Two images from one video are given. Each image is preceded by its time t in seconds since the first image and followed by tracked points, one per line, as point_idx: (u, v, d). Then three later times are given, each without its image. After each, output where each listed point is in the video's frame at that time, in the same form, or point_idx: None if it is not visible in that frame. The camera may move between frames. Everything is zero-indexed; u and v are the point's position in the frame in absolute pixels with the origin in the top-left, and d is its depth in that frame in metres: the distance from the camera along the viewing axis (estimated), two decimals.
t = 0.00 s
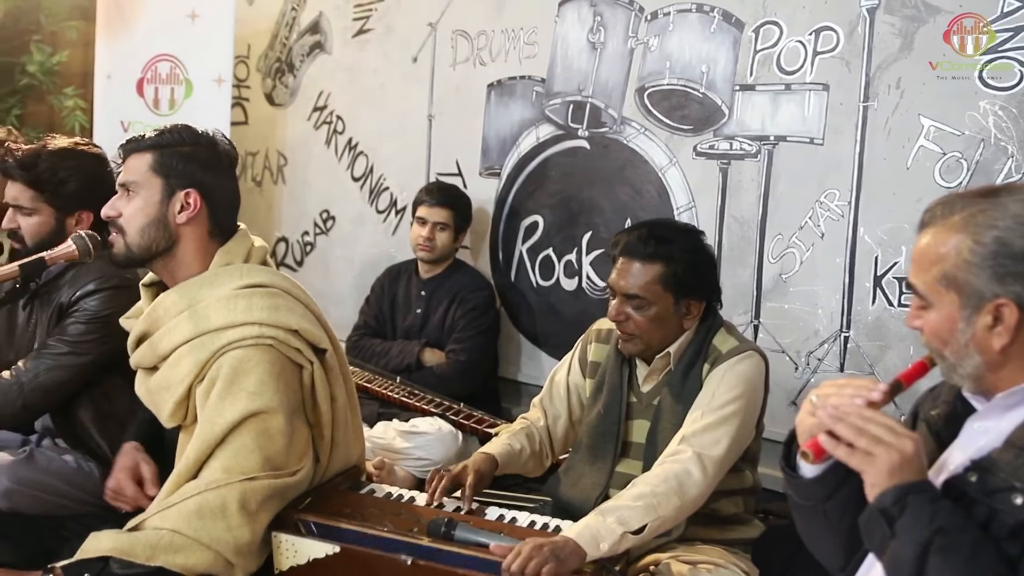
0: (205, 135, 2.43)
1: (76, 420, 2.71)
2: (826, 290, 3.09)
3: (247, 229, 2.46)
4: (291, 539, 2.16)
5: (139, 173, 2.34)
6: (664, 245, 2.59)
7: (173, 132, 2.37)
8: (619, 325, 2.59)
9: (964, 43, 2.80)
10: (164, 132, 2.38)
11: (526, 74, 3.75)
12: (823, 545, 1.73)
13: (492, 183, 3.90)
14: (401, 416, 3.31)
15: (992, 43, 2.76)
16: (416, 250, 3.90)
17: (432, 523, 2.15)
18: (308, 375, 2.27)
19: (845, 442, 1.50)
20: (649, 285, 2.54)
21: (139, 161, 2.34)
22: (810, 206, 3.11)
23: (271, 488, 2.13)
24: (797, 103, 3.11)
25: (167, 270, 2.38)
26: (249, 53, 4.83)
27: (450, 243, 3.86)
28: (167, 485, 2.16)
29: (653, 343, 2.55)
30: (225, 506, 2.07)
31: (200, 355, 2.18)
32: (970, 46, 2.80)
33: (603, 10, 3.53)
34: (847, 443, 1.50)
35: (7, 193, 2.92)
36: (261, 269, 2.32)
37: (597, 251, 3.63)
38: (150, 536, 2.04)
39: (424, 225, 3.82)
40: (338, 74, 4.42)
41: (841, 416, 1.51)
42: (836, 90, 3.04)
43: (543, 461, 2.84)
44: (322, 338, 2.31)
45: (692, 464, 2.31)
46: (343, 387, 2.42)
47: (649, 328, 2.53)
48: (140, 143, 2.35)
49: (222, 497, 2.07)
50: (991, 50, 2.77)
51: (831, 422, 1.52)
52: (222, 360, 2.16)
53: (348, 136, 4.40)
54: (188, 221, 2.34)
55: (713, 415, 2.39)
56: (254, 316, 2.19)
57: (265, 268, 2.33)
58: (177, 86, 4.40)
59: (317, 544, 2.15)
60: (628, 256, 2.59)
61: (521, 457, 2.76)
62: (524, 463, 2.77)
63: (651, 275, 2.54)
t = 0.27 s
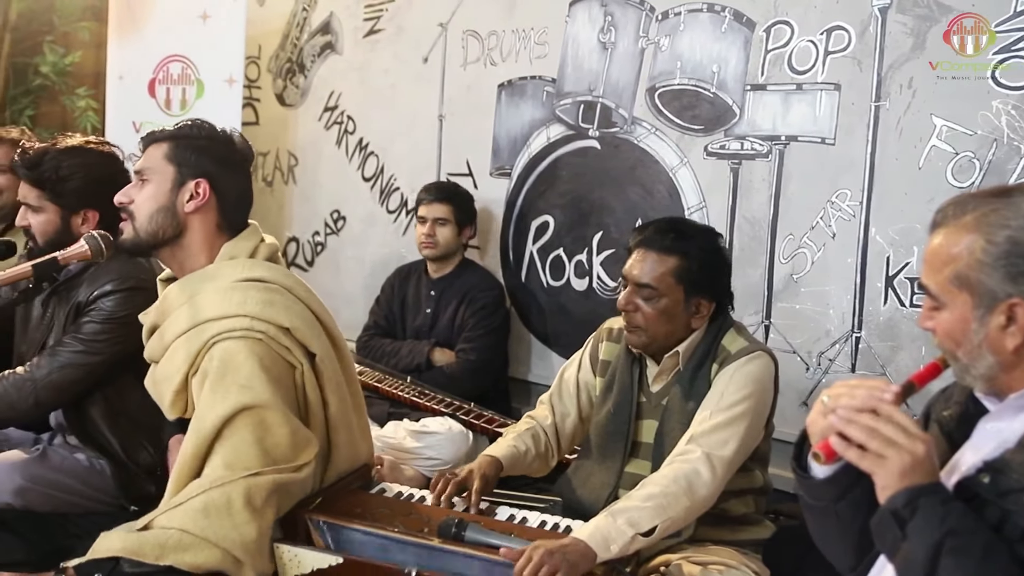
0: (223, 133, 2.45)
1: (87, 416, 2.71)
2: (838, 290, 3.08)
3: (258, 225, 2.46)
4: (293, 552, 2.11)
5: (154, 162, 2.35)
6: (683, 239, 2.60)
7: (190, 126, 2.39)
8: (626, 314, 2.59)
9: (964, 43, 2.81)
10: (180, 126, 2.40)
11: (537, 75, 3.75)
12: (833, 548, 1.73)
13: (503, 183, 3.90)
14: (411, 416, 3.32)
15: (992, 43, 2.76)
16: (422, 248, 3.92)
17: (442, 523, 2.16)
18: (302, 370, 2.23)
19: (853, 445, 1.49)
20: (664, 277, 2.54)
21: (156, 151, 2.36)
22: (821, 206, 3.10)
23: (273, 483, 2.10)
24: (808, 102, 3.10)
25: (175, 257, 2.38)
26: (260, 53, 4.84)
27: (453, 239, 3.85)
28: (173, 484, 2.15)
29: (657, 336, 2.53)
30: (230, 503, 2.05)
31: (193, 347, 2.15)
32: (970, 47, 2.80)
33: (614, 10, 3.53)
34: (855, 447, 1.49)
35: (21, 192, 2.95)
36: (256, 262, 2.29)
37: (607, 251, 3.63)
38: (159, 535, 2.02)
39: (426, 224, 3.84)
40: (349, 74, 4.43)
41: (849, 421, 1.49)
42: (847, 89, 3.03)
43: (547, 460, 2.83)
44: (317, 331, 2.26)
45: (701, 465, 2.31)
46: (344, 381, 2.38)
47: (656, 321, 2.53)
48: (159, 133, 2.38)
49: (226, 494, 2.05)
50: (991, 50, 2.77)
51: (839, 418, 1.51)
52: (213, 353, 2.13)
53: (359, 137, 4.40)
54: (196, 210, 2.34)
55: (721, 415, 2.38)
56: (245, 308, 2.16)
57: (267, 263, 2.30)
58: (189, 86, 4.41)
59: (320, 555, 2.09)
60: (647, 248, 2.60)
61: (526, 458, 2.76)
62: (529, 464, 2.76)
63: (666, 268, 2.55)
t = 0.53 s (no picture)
0: (241, 135, 2.45)
1: (102, 416, 2.75)
2: (850, 290, 3.07)
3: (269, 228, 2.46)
4: (326, 525, 2.18)
5: (172, 163, 2.35)
6: (683, 247, 2.57)
7: (209, 128, 2.39)
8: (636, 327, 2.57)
9: (964, 43, 2.82)
10: (198, 128, 2.39)
11: (548, 75, 3.75)
12: (847, 550, 1.72)
13: (514, 183, 3.90)
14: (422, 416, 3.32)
15: (992, 43, 2.77)
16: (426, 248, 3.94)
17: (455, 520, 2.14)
18: (316, 374, 2.23)
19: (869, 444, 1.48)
20: (667, 287, 2.52)
21: (174, 151, 2.36)
22: (834, 206, 3.09)
23: (289, 486, 2.11)
24: (820, 102, 3.09)
25: (185, 258, 2.38)
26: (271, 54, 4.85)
27: (452, 236, 3.82)
28: (187, 485, 2.15)
29: (668, 345, 2.53)
30: (245, 505, 2.05)
31: (206, 351, 2.16)
32: (970, 47, 2.81)
33: (625, 10, 3.53)
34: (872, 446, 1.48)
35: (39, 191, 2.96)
36: (270, 266, 2.29)
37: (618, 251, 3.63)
38: (174, 535, 2.04)
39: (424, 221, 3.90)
40: (360, 75, 4.43)
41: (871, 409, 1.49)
42: (859, 89, 3.02)
43: (565, 461, 2.83)
44: (331, 335, 2.27)
45: (717, 462, 2.31)
46: (357, 386, 2.38)
47: (665, 331, 2.52)
48: (177, 133, 2.38)
49: (241, 496, 2.05)
50: (992, 50, 2.78)
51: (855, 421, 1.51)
52: (227, 357, 2.14)
53: (370, 137, 4.41)
54: (209, 215, 2.34)
55: (736, 412, 2.38)
56: (260, 312, 2.17)
57: (278, 266, 2.30)
58: (200, 87, 4.42)
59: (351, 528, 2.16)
60: (648, 258, 2.58)
61: (544, 459, 2.76)
62: (547, 465, 2.76)
63: (668, 279, 2.52)
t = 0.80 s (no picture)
0: (258, 140, 2.46)
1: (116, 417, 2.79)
2: (863, 290, 3.06)
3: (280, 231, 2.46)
4: (316, 553, 2.10)
5: (184, 169, 2.35)
6: (701, 244, 2.56)
7: (224, 133, 2.40)
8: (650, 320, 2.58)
9: (965, 43, 2.83)
10: (212, 134, 2.40)
11: (560, 75, 3.74)
12: (858, 552, 1.72)
13: (526, 183, 3.90)
14: (433, 416, 3.32)
15: (992, 43, 2.78)
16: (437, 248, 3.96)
17: (465, 523, 2.14)
18: (334, 377, 2.24)
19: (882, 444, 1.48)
20: (683, 282, 2.52)
21: (187, 157, 2.37)
22: (847, 206, 3.08)
23: (304, 490, 2.11)
24: (833, 102, 3.08)
25: (198, 264, 2.39)
26: (284, 54, 4.86)
27: (461, 236, 3.83)
28: (203, 486, 2.16)
29: (681, 339, 2.52)
30: (260, 507, 2.06)
31: (227, 355, 2.16)
32: (970, 47, 2.82)
33: (637, 10, 3.52)
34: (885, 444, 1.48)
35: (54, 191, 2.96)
36: (287, 270, 2.30)
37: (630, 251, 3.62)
38: (187, 533, 2.04)
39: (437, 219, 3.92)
40: (372, 75, 4.44)
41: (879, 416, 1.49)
42: (872, 89, 3.01)
43: (572, 464, 2.81)
44: (349, 339, 2.28)
45: (725, 466, 2.30)
46: (373, 388, 2.39)
47: (679, 326, 2.51)
48: (191, 139, 2.38)
49: (256, 499, 2.06)
50: (992, 50, 2.79)
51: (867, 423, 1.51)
52: (247, 361, 2.14)
53: (382, 137, 4.41)
54: (224, 222, 2.34)
55: (746, 415, 2.37)
56: (280, 317, 2.17)
57: (293, 269, 2.32)
58: (213, 87, 4.44)
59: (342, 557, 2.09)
60: (666, 252, 2.57)
61: (549, 463, 2.74)
62: (552, 469, 2.75)
63: (685, 274, 2.53)
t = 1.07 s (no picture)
0: (264, 141, 2.44)
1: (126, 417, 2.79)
2: (874, 290, 3.05)
3: (289, 230, 2.47)
4: (333, 534, 2.20)
5: (190, 172, 2.36)
6: (707, 245, 2.54)
7: (229, 135, 2.39)
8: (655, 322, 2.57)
9: (964, 43, 2.84)
10: (217, 136, 2.39)
11: (570, 75, 3.74)
12: (871, 555, 1.70)
13: (536, 183, 3.90)
14: (443, 416, 3.33)
15: (991, 42, 2.79)
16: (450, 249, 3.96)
17: (477, 521, 2.13)
18: (345, 377, 2.25)
19: (895, 449, 1.46)
20: (688, 283, 2.51)
21: (193, 160, 2.37)
22: (858, 206, 3.07)
23: (315, 490, 2.12)
24: (844, 102, 3.07)
25: (206, 265, 2.39)
26: (294, 54, 4.87)
27: (477, 238, 3.84)
28: (214, 486, 2.17)
29: (686, 342, 2.52)
30: (272, 507, 2.07)
31: (239, 356, 2.17)
32: (969, 47, 2.84)
33: (647, 10, 3.52)
34: (896, 450, 1.46)
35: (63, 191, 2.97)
36: (297, 271, 2.30)
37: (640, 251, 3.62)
38: (199, 533, 2.05)
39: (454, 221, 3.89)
40: (382, 75, 4.45)
41: (884, 434, 1.48)
42: (883, 88, 3.00)
43: (585, 463, 2.82)
44: (360, 339, 2.28)
45: (739, 464, 2.29)
46: (383, 388, 2.39)
47: (684, 328, 2.51)
48: (197, 141, 2.38)
49: (268, 498, 2.07)
50: (991, 50, 2.80)
51: (874, 435, 1.49)
52: (259, 362, 2.15)
53: (392, 137, 4.42)
54: (231, 225, 2.34)
55: (756, 414, 2.36)
56: (291, 318, 2.18)
57: (302, 269, 2.32)
58: (223, 87, 4.45)
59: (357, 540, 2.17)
60: (671, 253, 2.55)
61: (564, 459, 2.75)
62: (567, 466, 2.76)
63: (690, 275, 2.51)
